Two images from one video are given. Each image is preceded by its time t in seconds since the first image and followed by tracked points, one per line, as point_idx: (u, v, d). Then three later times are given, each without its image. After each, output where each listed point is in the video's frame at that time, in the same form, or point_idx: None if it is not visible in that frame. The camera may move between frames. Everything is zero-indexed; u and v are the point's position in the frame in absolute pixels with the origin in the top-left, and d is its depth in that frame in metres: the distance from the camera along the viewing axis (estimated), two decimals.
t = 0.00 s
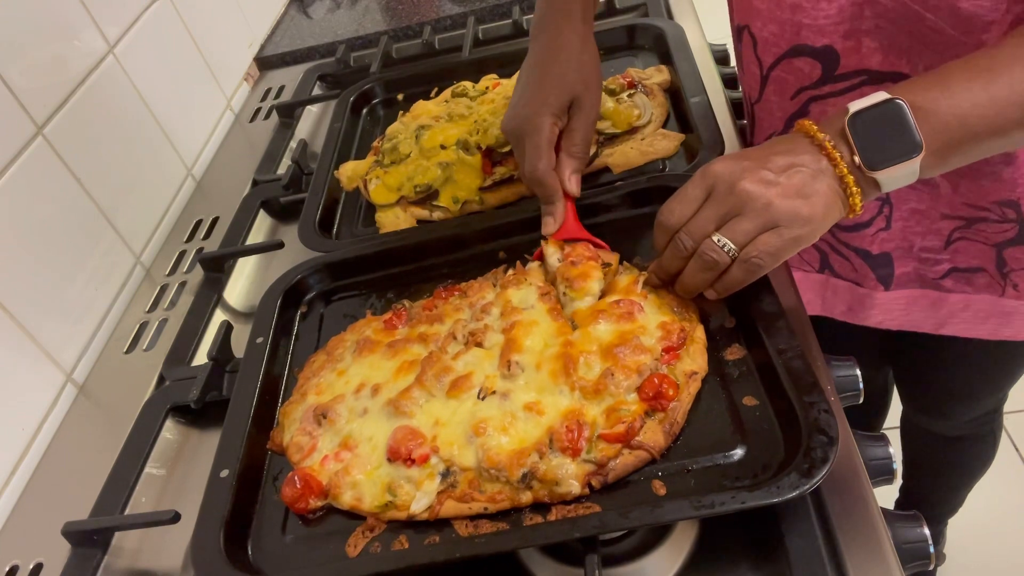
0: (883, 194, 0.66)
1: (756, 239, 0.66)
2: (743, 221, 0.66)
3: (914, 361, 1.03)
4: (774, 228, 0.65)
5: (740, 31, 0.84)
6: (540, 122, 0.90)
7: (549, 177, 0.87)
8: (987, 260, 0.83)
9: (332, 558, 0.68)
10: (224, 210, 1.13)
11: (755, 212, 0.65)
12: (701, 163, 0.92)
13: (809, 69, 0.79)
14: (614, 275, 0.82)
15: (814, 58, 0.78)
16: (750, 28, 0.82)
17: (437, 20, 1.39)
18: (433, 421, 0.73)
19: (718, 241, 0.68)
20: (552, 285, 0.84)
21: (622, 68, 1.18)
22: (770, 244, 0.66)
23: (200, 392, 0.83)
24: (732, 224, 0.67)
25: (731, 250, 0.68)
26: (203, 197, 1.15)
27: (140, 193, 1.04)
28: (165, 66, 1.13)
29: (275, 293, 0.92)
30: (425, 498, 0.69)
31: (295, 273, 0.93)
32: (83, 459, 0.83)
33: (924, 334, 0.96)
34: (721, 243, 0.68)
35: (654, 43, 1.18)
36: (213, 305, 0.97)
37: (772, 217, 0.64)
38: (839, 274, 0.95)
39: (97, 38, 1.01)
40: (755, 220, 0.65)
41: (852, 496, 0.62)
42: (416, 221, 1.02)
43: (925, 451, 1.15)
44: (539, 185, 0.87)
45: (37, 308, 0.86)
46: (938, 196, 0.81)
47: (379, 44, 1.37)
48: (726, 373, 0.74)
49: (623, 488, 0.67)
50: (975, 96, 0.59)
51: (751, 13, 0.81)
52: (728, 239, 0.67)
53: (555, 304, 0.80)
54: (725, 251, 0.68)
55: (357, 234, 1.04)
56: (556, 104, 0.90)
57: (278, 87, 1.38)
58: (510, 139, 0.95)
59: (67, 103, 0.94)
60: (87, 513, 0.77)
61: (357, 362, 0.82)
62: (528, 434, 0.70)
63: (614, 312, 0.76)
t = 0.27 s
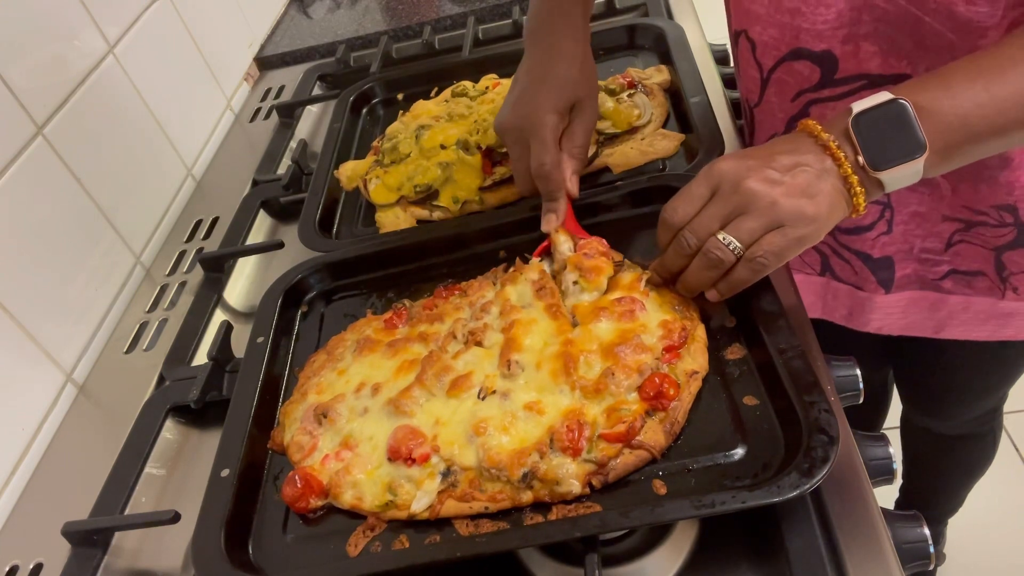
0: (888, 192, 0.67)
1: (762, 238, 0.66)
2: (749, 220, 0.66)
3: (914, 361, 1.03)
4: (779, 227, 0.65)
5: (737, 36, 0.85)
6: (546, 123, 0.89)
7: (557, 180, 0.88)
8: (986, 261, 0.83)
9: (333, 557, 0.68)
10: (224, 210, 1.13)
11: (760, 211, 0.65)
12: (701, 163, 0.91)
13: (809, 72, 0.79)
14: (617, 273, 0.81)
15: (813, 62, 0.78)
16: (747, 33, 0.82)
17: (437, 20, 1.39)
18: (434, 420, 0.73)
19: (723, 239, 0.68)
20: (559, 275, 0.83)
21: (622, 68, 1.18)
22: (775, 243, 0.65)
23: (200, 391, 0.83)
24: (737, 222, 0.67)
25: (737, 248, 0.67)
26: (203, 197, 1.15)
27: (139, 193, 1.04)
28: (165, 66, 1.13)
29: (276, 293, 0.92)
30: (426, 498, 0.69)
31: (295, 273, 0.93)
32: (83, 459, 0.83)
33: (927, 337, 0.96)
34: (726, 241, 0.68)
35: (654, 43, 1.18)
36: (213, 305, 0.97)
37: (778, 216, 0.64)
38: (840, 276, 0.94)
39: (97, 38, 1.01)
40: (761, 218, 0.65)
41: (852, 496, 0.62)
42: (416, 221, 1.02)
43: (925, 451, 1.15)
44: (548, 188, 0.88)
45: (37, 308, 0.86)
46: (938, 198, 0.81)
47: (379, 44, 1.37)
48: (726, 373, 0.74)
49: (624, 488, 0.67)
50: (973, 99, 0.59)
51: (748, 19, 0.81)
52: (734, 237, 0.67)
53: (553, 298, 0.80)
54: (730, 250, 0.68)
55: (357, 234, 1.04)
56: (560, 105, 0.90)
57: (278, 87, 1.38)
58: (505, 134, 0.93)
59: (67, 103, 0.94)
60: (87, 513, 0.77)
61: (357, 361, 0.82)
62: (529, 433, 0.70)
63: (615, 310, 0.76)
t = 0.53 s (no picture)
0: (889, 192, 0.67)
1: (766, 237, 0.66)
2: (753, 219, 0.66)
3: (914, 361, 1.03)
4: (784, 226, 0.65)
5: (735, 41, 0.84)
6: (566, 103, 0.89)
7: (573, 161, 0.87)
8: (988, 264, 0.83)
9: (333, 557, 0.68)
10: (224, 210, 1.13)
11: (764, 210, 0.65)
12: (701, 163, 0.91)
13: (806, 78, 0.79)
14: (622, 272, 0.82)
15: (811, 67, 0.78)
16: (745, 39, 0.82)
17: (437, 20, 1.39)
18: (434, 420, 0.73)
19: (727, 237, 0.68)
20: (564, 266, 0.82)
21: (622, 68, 1.18)
22: (780, 242, 0.65)
23: (200, 392, 0.83)
24: (741, 221, 0.67)
25: (741, 247, 0.67)
26: (203, 197, 1.15)
27: (140, 193, 1.04)
28: (165, 66, 1.13)
29: (276, 293, 0.92)
30: (426, 498, 0.69)
31: (294, 273, 0.93)
32: (83, 459, 0.83)
33: (928, 337, 0.96)
34: (731, 240, 0.67)
35: (654, 43, 1.18)
36: (213, 305, 0.97)
37: (782, 216, 0.64)
38: (840, 278, 0.94)
39: (97, 38, 1.01)
40: (765, 218, 0.65)
41: (852, 496, 0.62)
42: (416, 221, 1.02)
43: (924, 451, 1.15)
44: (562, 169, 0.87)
45: (37, 308, 0.86)
46: (937, 201, 0.81)
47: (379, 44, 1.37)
48: (726, 373, 0.74)
49: (624, 488, 0.67)
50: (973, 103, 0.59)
51: (746, 24, 0.80)
52: (737, 236, 0.67)
53: (550, 298, 0.79)
54: (734, 249, 0.68)
55: (357, 234, 1.04)
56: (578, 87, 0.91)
57: (278, 87, 1.38)
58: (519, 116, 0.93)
59: (67, 103, 0.94)
60: (87, 513, 0.77)
61: (357, 361, 0.82)
62: (528, 433, 0.70)
63: (616, 310, 0.76)
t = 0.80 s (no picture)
0: (890, 191, 0.67)
1: (770, 235, 0.66)
2: (756, 218, 0.66)
3: (914, 363, 1.03)
4: (787, 224, 0.65)
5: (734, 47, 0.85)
6: (564, 98, 0.89)
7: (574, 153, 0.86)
8: (988, 268, 0.84)
9: (333, 557, 0.68)
10: (224, 210, 1.13)
11: (767, 208, 0.65)
12: (700, 163, 0.92)
13: (806, 84, 0.79)
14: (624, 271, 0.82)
15: (810, 73, 0.78)
16: (745, 44, 0.82)
17: (437, 20, 1.39)
18: (434, 420, 0.73)
19: (730, 236, 0.68)
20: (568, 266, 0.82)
21: (622, 68, 1.18)
22: (783, 240, 0.65)
23: (200, 391, 0.83)
24: (744, 219, 0.67)
25: (744, 245, 0.67)
26: (203, 197, 1.15)
27: (140, 193, 1.04)
28: (165, 66, 1.13)
29: (276, 293, 0.92)
30: (426, 497, 0.69)
31: (295, 273, 0.93)
32: (83, 459, 0.83)
33: (925, 340, 0.96)
34: (733, 238, 0.67)
35: (654, 43, 1.18)
36: (213, 305, 0.97)
37: (785, 214, 0.64)
38: (840, 281, 0.94)
39: (97, 38, 1.01)
40: (768, 216, 0.65)
41: (852, 495, 0.62)
42: (416, 221, 1.02)
43: (924, 451, 1.15)
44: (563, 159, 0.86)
45: (37, 308, 0.86)
46: (937, 207, 0.82)
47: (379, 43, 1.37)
48: (726, 373, 0.74)
49: (624, 488, 0.67)
50: (972, 108, 0.60)
51: (745, 30, 0.80)
52: (740, 234, 0.67)
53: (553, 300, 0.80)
54: (737, 247, 0.68)
55: (357, 234, 1.04)
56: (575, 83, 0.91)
57: (278, 87, 1.38)
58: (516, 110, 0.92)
59: (67, 103, 0.94)
60: (87, 513, 0.77)
61: (357, 361, 0.82)
62: (529, 433, 0.70)
63: (616, 309, 0.76)
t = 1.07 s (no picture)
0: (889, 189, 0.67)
1: (769, 234, 0.66)
2: (755, 217, 0.66)
3: (914, 363, 1.03)
4: (787, 223, 0.65)
5: (734, 49, 0.85)
6: (513, 130, 0.86)
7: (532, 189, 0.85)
8: (987, 270, 0.83)
9: (333, 558, 0.68)
10: (224, 210, 1.13)
11: (767, 207, 0.65)
12: (700, 163, 0.92)
13: (806, 85, 0.79)
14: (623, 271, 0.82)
15: (810, 74, 0.78)
16: (744, 46, 0.82)
17: (437, 20, 1.39)
18: (434, 420, 0.73)
19: (729, 235, 0.68)
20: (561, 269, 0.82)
21: (622, 68, 1.18)
22: (783, 239, 0.65)
23: (200, 392, 0.83)
24: (743, 218, 0.67)
25: (743, 244, 0.67)
26: (203, 197, 1.15)
27: (140, 193, 1.04)
28: (165, 67, 1.13)
29: (276, 293, 0.92)
30: (426, 498, 0.69)
31: (295, 272, 0.93)
32: (83, 459, 0.83)
33: (925, 340, 0.96)
34: (732, 237, 0.67)
35: (654, 43, 1.18)
36: (213, 305, 0.97)
37: (784, 213, 0.64)
38: (841, 283, 0.95)
39: (97, 38, 1.01)
40: (767, 215, 0.65)
41: (852, 496, 0.62)
42: (416, 221, 1.02)
43: (924, 451, 1.16)
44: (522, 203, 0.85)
45: (37, 308, 0.86)
46: (937, 208, 0.81)
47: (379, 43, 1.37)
48: (726, 373, 0.74)
49: (624, 488, 0.67)
50: (972, 108, 0.60)
51: (745, 32, 0.80)
52: (739, 233, 0.67)
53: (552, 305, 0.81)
54: (736, 246, 0.68)
55: (357, 234, 1.04)
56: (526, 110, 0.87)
57: (278, 87, 1.38)
58: (471, 150, 0.90)
59: (67, 103, 0.94)
60: (87, 513, 0.77)
61: (357, 361, 0.82)
62: (528, 434, 0.70)
63: (616, 310, 0.76)
